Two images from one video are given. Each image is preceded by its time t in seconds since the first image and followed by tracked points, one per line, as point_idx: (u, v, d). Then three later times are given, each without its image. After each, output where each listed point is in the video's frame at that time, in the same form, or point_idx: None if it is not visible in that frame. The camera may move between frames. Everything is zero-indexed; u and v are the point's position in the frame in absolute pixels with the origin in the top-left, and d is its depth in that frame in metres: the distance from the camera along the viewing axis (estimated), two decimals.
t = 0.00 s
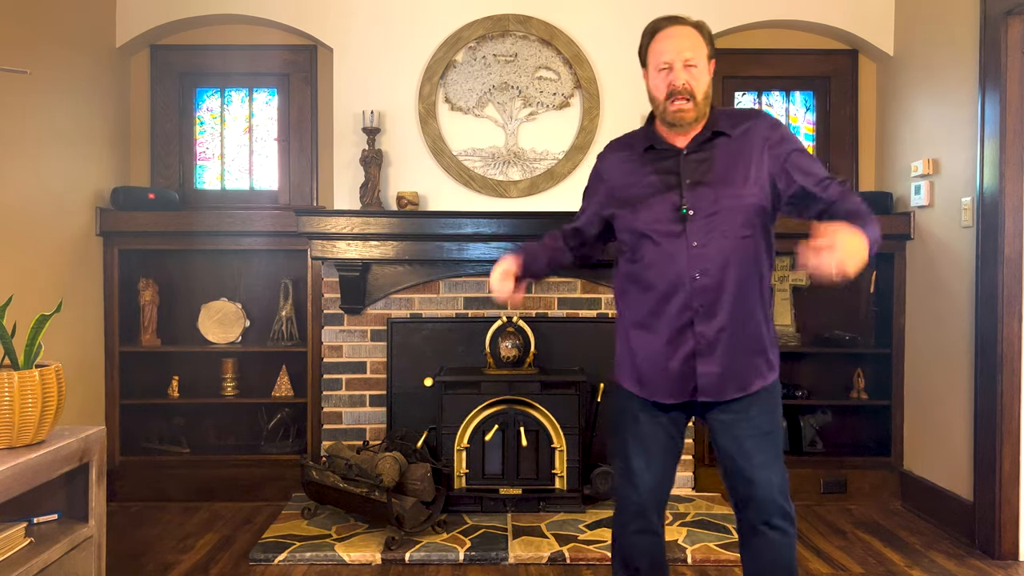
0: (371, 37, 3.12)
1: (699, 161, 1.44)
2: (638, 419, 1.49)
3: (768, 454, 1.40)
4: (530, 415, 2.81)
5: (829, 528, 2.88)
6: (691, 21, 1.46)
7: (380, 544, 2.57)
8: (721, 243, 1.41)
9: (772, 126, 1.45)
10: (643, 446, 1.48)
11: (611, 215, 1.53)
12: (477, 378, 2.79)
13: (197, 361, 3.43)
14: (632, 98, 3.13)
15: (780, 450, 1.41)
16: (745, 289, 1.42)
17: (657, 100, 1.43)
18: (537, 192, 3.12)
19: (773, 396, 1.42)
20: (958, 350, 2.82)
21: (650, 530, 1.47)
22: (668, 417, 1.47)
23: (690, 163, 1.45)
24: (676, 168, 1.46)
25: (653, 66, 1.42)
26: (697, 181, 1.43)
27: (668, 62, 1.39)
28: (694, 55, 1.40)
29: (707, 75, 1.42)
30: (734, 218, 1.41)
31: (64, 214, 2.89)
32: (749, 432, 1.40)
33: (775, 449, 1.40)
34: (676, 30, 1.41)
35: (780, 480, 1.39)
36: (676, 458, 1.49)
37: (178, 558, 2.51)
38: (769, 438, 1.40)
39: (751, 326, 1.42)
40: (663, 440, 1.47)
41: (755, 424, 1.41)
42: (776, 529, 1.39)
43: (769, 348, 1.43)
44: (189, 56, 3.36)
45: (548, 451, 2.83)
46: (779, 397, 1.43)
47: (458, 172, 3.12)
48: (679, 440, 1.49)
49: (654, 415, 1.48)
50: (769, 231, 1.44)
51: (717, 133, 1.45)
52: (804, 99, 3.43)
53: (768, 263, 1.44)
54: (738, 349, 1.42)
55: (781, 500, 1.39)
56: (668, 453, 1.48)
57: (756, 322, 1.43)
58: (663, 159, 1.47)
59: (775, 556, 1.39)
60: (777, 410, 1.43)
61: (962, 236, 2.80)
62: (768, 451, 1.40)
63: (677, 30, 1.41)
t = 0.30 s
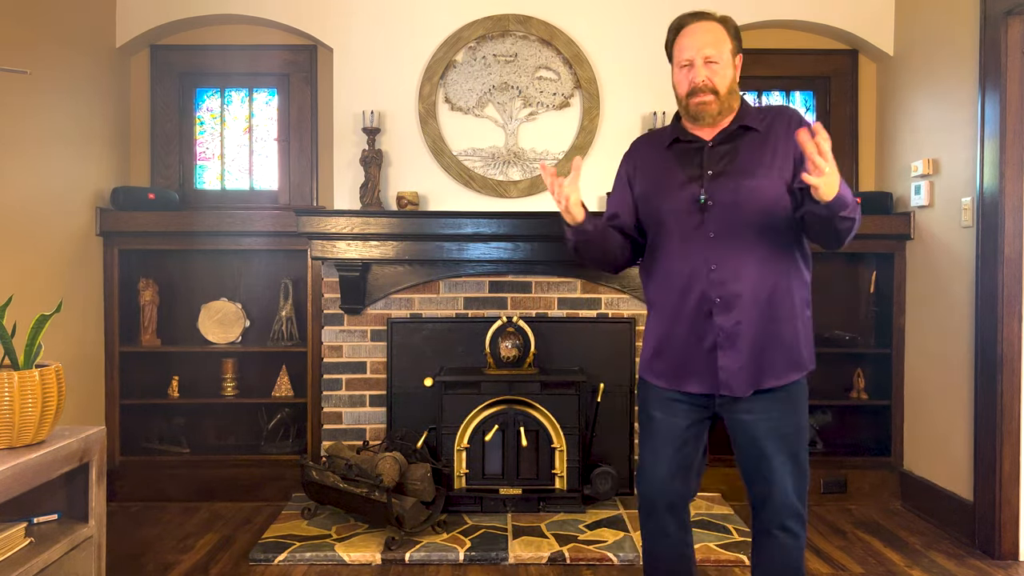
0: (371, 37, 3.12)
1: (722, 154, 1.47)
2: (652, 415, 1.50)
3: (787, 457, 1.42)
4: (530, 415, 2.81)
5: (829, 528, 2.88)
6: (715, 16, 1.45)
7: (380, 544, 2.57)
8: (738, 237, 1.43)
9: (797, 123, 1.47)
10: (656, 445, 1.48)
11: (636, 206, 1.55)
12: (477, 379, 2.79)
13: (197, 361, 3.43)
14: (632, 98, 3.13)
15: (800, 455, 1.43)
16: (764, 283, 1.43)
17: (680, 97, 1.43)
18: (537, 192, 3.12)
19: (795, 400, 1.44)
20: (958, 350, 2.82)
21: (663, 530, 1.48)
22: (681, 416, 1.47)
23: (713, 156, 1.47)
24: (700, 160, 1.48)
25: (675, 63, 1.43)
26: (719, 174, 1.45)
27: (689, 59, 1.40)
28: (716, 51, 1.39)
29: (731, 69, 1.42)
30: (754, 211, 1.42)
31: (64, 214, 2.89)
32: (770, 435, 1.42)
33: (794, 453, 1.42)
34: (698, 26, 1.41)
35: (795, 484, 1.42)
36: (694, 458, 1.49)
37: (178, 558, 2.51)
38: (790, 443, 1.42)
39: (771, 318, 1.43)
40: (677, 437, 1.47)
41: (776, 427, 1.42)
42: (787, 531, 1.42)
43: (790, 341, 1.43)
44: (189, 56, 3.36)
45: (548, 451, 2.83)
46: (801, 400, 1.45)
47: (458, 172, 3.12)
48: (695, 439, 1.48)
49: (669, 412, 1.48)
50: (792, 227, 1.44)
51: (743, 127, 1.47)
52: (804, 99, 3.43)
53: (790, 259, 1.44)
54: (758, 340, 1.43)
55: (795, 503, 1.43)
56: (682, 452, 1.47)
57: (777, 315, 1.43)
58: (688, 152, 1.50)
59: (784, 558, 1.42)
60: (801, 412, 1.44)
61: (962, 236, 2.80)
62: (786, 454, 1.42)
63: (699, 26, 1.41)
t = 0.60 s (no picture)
0: (371, 37, 3.12)
1: (712, 155, 1.46)
2: (650, 412, 1.51)
3: (782, 459, 1.40)
4: (530, 415, 2.81)
5: (829, 528, 2.88)
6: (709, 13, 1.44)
7: (380, 544, 2.57)
8: (726, 239, 1.43)
9: (790, 121, 1.45)
10: (653, 440, 1.49)
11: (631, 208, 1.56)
12: (477, 378, 2.79)
13: (197, 361, 3.43)
14: (632, 99, 3.13)
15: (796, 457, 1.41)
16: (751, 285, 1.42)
17: (671, 93, 1.43)
18: (537, 192, 3.12)
19: (793, 400, 1.41)
20: (958, 350, 2.82)
21: (661, 528, 1.48)
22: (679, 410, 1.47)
23: (704, 156, 1.47)
24: (691, 161, 1.48)
25: (666, 60, 1.43)
26: (708, 174, 1.45)
27: (678, 56, 1.39)
28: (706, 47, 1.39)
29: (721, 66, 1.41)
30: (741, 213, 1.42)
31: (64, 214, 2.89)
32: (759, 434, 1.41)
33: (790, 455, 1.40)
34: (689, 24, 1.40)
35: (792, 486, 1.40)
36: (694, 455, 1.49)
37: (178, 558, 2.51)
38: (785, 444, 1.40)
39: (759, 319, 1.42)
40: (676, 433, 1.48)
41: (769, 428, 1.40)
42: (782, 533, 1.40)
43: (779, 343, 1.42)
44: (189, 56, 3.36)
45: (548, 451, 2.83)
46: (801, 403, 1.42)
47: (458, 172, 3.12)
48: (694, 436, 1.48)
49: (666, 406, 1.49)
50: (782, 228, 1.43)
51: (735, 126, 1.46)
52: (804, 99, 3.43)
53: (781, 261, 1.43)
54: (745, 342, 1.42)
55: (791, 505, 1.41)
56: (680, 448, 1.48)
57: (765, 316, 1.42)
58: (681, 152, 1.50)
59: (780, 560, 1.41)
60: (799, 412, 1.42)
61: (962, 236, 2.80)
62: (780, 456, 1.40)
63: (690, 23, 1.41)
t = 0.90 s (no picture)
0: (371, 37, 3.12)
1: (713, 160, 1.49)
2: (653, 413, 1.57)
3: (780, 466, 1.40)
4: (529, 414, 2.81)
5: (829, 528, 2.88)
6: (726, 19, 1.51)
7: (380, 544, 2.57)
8: (719, 247, 1.45)
9: (794, 126, 1.42)
10: (656, 437, 1.55)
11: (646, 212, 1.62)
12: (477, 378, 2.79)
13: (197, 361, 3.43)
14: (632, 99, 3.13)
15: (799, 464, 1.40)
16: (741, 294, 1.43)
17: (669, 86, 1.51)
18: (537, 192, 3.12)
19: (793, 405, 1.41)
20: (958, 350, 2.82)
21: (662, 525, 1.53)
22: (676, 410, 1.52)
23: (705, 161, 1.50)
24: (695, 166, 1.52)
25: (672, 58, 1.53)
26: (707, 180, 1.48)
27: (674, 50, 1.49)
28: (697, 40, 1.45)
29: (715, 59, 1.45)
30: (733, 220, 1.43)
31: (64, 214, 2.89)
32: (756, 437, 1.43)
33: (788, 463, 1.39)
34: (694, 23, 1.49)
35: (793, 494, 1.39)
36: (694, 458, 1.53)
37: (177, 558, 2.51)
38: (783, 451, 1.40)
39: (750, 328, 1.43)
40: (675, 433, 1.52)
41: (767, 436, 1.42)
42: (786, 540, 1.41)
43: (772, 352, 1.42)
44: (189, 56, 3.36)
45: (548, 451, 2.83)
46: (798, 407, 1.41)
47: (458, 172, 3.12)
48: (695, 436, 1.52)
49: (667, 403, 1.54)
50: (779, 238, 1.42)
51: (735, 130, 1.47)
52: (804, 98, 3.42)
53: (775, 273, 1.42)
54: (735, 349, 1.44)
55: (795, 514, 1.40)
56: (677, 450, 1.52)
57: (757, 326, 1.43)
58: (689, 157, 1.54)
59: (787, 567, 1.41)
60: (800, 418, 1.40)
61: (962, 236, 2.80)
62: (779, 464, 1.40)
63: (697, 24, 1.49)
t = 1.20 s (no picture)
0: (371, 36, 3.12)
1: (735, 158, 1.52)
2: (690, 406, 1.60)
3: (806, 464, 1.43)
4: (530, 415, 2.81)
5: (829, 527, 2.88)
6: (751, 16, 1.52)
7: (380, 544, 2.57)
8: (736, 245, 1.50)
9: (814, 126, 1.43)
10: (687, 431, 1.59)
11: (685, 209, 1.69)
12: (477, 378, 2.79)
13: (197, 361, 3.43)
14: (632, 99, 3.13)
15: (826, 464, 1.43)
16: (758, 292, 1.47)
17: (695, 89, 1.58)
18: (537, 192, 3.12)
19: (824, 404, 1.43)
20: (959, 350, 2.82)
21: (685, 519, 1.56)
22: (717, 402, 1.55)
23: (727, 160, 1.54)
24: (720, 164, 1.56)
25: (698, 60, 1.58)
26: (728, 180, 1.52)
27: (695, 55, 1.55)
28: (712, 44, 1.50)
29: (729, 62, 1.48)
30: (750, 220, 1.48)
31: (64, 214, 2.89)
32: (782, 436, 1.46)
33: (815, 461, 1.42)
34: (713, 26, 1.53)
35: (817, 492, 1.42)
36: (726, 452, 1.56)
37: (177, 558, 2.51)
38: (811, 449, 1.43)
39: (766, 326, 1.47)
40: (708, 428, 1.56)
41: (794, 435, 1.45)
42: (805, 537, 1.44)
43: (786, 351, 1.45)
44: (189, 56, 3.36)
45: (548, 451, 2.83)
46: (828, 406, 1.44)
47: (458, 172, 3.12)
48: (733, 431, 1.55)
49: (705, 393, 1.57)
50: (796, 237, 1.45)
51: (756, 129, 1.49)
52: (803, 99, 3.44)
53: (792, 272, 1.45)
54: (751, 346, 1.48)
55: (817, 511, 1.43)
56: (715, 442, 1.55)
57: (772, 325, 1.46)
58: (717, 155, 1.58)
59: (802, 564, 1.45)
60: (831, 417, 1.43)
61: (962, 236, 2.79)
62: (805, 462, 1.43)
63: (717, 25, 1.54)
